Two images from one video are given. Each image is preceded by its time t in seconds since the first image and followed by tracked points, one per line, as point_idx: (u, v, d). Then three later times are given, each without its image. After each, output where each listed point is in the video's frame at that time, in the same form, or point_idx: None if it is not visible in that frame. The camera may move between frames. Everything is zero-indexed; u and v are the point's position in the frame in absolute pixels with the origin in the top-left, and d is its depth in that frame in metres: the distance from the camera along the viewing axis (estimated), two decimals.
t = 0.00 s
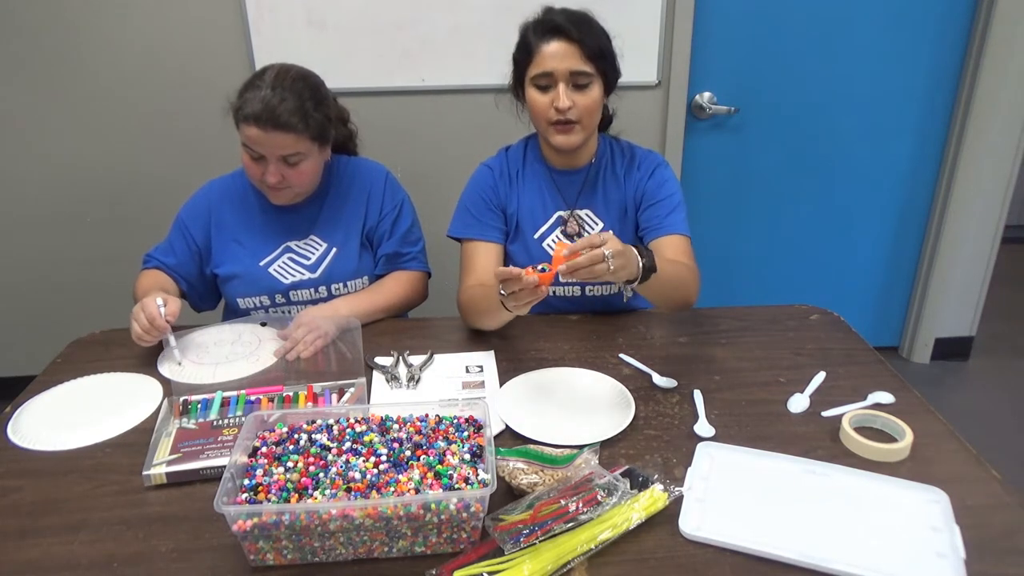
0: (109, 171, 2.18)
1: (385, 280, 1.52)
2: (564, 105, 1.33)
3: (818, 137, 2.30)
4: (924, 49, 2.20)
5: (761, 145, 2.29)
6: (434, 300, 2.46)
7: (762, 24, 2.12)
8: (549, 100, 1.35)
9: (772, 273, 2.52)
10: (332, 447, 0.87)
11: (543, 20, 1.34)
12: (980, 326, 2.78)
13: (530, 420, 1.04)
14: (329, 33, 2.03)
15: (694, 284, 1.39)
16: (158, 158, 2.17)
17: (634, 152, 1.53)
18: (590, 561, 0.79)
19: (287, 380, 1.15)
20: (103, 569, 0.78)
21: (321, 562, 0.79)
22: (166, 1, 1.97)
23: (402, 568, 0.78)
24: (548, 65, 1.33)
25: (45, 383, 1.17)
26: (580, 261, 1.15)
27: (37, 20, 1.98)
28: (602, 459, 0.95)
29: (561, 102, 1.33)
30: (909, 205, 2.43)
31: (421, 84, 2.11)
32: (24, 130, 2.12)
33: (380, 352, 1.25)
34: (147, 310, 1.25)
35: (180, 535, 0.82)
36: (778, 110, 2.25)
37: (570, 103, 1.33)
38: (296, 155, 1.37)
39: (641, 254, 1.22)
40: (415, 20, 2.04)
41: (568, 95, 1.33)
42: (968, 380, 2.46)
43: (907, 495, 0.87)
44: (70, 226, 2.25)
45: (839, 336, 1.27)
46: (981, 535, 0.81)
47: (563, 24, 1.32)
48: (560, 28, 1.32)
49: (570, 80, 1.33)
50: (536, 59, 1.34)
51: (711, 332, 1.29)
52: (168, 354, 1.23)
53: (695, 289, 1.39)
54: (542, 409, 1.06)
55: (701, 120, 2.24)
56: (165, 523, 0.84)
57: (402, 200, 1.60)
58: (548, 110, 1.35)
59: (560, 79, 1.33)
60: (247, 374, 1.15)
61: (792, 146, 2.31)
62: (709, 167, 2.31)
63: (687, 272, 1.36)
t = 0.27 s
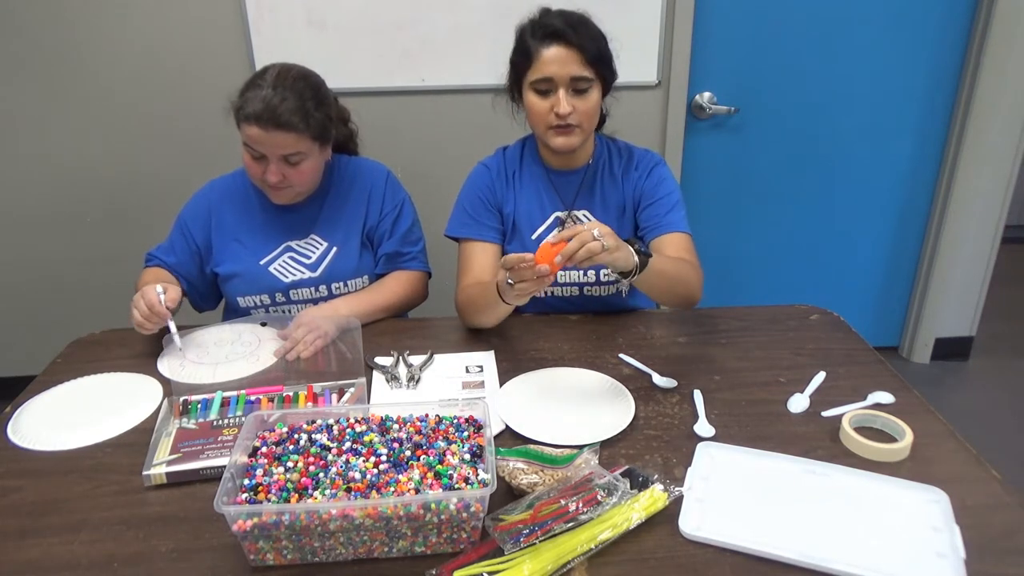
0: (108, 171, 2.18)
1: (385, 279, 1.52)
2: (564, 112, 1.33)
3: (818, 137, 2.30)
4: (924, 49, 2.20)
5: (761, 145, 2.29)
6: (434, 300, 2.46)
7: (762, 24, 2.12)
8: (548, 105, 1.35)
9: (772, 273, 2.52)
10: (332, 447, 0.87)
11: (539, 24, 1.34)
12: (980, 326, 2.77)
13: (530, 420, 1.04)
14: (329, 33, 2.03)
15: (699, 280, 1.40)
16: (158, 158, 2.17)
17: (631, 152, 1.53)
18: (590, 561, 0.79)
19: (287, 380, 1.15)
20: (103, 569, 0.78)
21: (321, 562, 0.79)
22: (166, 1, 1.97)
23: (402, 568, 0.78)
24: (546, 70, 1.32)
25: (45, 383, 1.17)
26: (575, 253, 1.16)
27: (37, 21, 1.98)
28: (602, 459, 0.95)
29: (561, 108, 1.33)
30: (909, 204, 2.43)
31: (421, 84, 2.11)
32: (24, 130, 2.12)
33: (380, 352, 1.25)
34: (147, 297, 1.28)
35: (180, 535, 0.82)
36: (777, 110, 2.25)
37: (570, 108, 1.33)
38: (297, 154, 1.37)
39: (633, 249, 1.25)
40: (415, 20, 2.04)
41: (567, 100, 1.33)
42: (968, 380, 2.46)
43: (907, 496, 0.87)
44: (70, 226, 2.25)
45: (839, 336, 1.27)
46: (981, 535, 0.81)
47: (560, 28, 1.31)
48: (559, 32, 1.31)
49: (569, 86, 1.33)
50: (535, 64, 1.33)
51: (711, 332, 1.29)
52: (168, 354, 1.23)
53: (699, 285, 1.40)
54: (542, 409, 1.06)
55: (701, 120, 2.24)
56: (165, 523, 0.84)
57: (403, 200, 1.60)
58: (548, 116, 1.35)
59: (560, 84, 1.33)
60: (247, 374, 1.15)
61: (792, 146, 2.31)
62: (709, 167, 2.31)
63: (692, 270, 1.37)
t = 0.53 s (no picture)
0: (108, 171, 2.18)
1: (385, 279, 1.51)
2: (558, 116, 1.32)
3: (818, 137, 2.30)
4: (924, 49, 2.20)
5: (761, 145, 2.29)
6: (434, 300, 2.46)
7: (762, 24, 2.12)
8: (543, 109, 1.35)
9: (772, 273, 2.52)
10: (332, 447, 0.87)
11: (533, 28, 1.32)
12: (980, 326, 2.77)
13: (530, 420, 1.04)
14: (329, 33, 2.03)
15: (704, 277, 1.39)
16: (158, 158, 2.17)
17: (631, 152, 1.53)
18: (590, 561, 0.79)
19: (287, 380, 1.15)
20: (103, 569, 0.78)
21: (321, 562, 0.79)
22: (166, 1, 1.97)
23: (402, 568, 0.78)
24: (539, 75, 1.32)
25: (45, 383, 1.17)
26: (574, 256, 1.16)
27: (37, 21, 1.98)
28: (602, 459, 0.95)
29: (555, 111, 1.32)
30: (909, 204, 2.43)
31: (421, 84, 2.11)
32: (23, 130, 2.12)
33: (380, 352, 1.25)
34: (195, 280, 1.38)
35: (180, 535, 0.82)
36: (778, 110, 2.25)
37: (564, 112, 1.33)
38: (301, 158, 1.37)
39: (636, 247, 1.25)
40: (415, 20, 2.04)
41: (562, 104, 1.33)
42: (968, 380, 2.46)
43: (907, 495, 0.87)
44: (70, 226, 2.25)
45: (839, 336, 1.27)
46: (981, 535, 0.81)
47: (552, 33, 1.30)
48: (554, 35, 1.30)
49: (563, 89, 1.32)
50: (530, 69, 1.32)
51: (711, 332, 1.29)
52: (167, 355, 1.23)
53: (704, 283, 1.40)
54: (542, 409, 1.06)
55: (701, 120, 2.24)
56: (165, 523, 0.84)
57: (404, 201, 1.60)
58: (543, 120, 1.35)
59: (553, 88, 1.32)
60: (247, 374, 1.15)
61: (792, 146, 2.31)
62: (709, 167, 2.31)
63: (697, 268, 1.37)
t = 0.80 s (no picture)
0: (108, 171, 2.18)
1: (385, 279, 1.51)
2: (552, 119, 1.32)
3: (818, 137, 2.30)
4: (924, 49, 2.20)
5: (761, 145, 2.29)
6: (434, 300, 2.46)
7: (762, 24, 2.12)
8: (536, 113, 1.35)
9: (772, 273, 2.52)
10: (332, 447, 0.87)
11: (525, 32, 1.32)
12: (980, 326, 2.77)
13: (530, 420, 1.04)
14: (329, 33, 2.03)
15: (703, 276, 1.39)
16: (158, 158, 2.17)
17: (630, 152, 1.53)
18: (590, 561, 0.79)
19: (287, 380, 1.15)
20: (103, 569, 0.78)
21: (321, 562, 0.79)
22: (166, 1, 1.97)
23: (402, 568, 0.78)
24: (532, 79, 1.32)
25: (45, 383, 1.17)
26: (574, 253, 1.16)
27: (37, 21, 1.98)
28: (602, 459, 0.95)
29: (549, 115, 1.32)
30: (909, 205, 2.43)
31: (421, 84, 2.11)
32: (23, 130, 2.12)
33: (380, 352, 1.25)
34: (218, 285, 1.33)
35: (180, 535, 0.82)
36: (778, 110, 2.25)
37: (558, 116, 1.33)
38: (307, 159, 1.37)
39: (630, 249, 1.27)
40: (415, 20, 2.04)
41: (556, 108, 1.33)
42: (968, 380, 2.46)
43: (908, 495, 0.87)
44: (70, 226, 2.25)
45: (839, 336, 1.27)
46: (981, 535, 0.81)
47: (545, 36, 1.30)
48: (550, 37, 1.30)
49: (556, 93, 1.32)
50: (523, 73, 1.32)
51: (711, 332, 1.29)
52: (167, 355, 1.23)
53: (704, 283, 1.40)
54: (541, 409, 1.06)
55: (701, 120, 2.24)
56: (165, 523, 0.84)
57: (405, 200, 1.60)
58: (538, 123, 1.35)
59: (546, 92, 1.32)
60: (247, 374, 1.15)
61: (792, 146, 2.31)
62: (709, 166, 2.31)
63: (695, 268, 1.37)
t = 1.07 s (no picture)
0: (108, 171, 2.18)
1: (384, 279, 1.51)
2: (552, 121, 1.32)
3: (819, 137, 2.30)
4: (924, 49, 2.20)
5: (761, 145, 2.29)
6: (434, 300, 2.46)
7: (762, 24, 2.12)
8: (536, 115, 1.35)
9: (772, 273, 2.52)
10: (332, 447, 0.87)
11: (523, 34, 1.32)
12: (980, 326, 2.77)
13: (530, 420, 1.04)
14: (329, 33, 2.03)
15: (704, 275, 1.39)
16: (158, 158, 2.17)
17: (630, 153, 1.53)
18: (590, 561, 0.79)
19: (287, 380, 1.15)
20: (103, 569, 0.78)
21: (321, 562, 0.79)
22: (166, 1, 1.97)
23: (402, 568, 0.78)
24: (530, 82, 1.31)
25: (45, 383, 1.17)
26: (574, 250, 1.16)
27: (37, 21, 1.98)
28: (602, 459, 0.95)
29: (549, 117, 1.32)
30: (909, 205, 2.43)
31: (421, 84, 2.11)
32: (23, 130, 2.12)
33: (380, 352, 1.25)
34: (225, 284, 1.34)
35: (180, 535, 0.82)
36: (778, 110, 2.25)
37: (557, 118, 1.33)
38: (312, 158, 1.37)
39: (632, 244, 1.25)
40: (415, 20, 2.04)
41: (555, 109, 1.33)
42: (968, 380, 2.46)
43: (907, 495, 0.87)
44: (70, 226, 2.25)
45: (839, 336, 1.27)
46: (981, 535, 0.81)
47: (542, 39, 1.29)
48: (549, 39, 1.29)
49: (555, 94, 1.32)
50: (521, 75, 1.32)
51: (711, 332, 1.29)
52: (167, 356, 1.23)
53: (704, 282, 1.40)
54: (541, 409, 1.06)
55: (701, 120, 2.24)
56: (165, 523, 0.84)
57: (406, 200, 1.60)
58: (538, 126, 1.35)
59: (545, 95, 1.32)
60: (248, 374, 1.15)
61: (792, 146, 2.31)
62: (709, 166, 2.31)
63: (695, 266, 1.37)
